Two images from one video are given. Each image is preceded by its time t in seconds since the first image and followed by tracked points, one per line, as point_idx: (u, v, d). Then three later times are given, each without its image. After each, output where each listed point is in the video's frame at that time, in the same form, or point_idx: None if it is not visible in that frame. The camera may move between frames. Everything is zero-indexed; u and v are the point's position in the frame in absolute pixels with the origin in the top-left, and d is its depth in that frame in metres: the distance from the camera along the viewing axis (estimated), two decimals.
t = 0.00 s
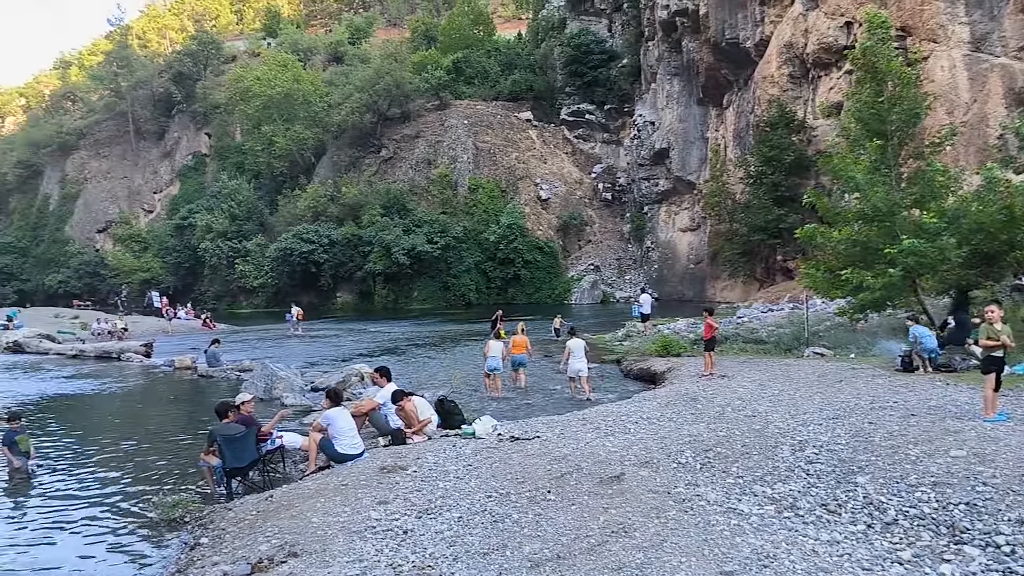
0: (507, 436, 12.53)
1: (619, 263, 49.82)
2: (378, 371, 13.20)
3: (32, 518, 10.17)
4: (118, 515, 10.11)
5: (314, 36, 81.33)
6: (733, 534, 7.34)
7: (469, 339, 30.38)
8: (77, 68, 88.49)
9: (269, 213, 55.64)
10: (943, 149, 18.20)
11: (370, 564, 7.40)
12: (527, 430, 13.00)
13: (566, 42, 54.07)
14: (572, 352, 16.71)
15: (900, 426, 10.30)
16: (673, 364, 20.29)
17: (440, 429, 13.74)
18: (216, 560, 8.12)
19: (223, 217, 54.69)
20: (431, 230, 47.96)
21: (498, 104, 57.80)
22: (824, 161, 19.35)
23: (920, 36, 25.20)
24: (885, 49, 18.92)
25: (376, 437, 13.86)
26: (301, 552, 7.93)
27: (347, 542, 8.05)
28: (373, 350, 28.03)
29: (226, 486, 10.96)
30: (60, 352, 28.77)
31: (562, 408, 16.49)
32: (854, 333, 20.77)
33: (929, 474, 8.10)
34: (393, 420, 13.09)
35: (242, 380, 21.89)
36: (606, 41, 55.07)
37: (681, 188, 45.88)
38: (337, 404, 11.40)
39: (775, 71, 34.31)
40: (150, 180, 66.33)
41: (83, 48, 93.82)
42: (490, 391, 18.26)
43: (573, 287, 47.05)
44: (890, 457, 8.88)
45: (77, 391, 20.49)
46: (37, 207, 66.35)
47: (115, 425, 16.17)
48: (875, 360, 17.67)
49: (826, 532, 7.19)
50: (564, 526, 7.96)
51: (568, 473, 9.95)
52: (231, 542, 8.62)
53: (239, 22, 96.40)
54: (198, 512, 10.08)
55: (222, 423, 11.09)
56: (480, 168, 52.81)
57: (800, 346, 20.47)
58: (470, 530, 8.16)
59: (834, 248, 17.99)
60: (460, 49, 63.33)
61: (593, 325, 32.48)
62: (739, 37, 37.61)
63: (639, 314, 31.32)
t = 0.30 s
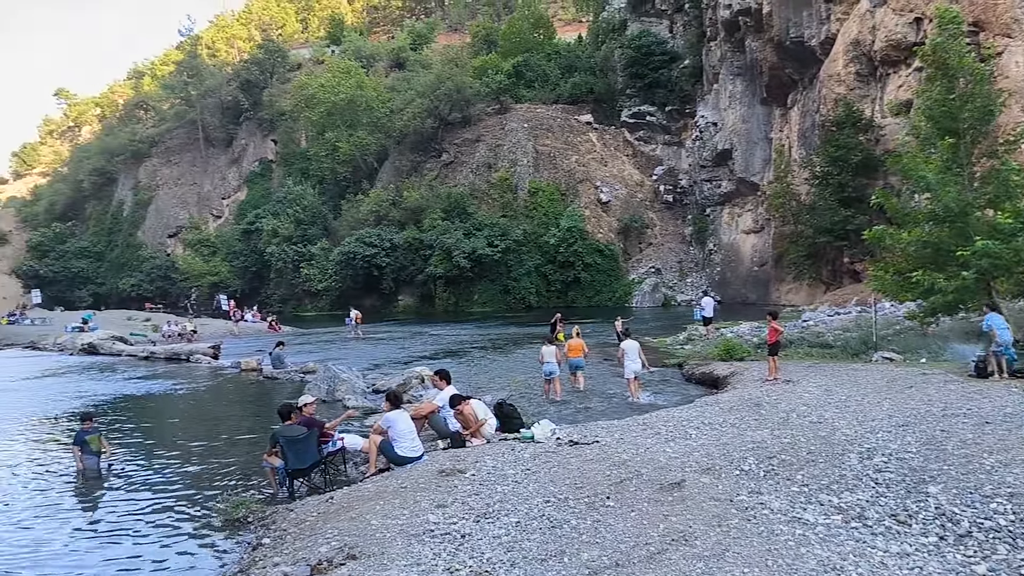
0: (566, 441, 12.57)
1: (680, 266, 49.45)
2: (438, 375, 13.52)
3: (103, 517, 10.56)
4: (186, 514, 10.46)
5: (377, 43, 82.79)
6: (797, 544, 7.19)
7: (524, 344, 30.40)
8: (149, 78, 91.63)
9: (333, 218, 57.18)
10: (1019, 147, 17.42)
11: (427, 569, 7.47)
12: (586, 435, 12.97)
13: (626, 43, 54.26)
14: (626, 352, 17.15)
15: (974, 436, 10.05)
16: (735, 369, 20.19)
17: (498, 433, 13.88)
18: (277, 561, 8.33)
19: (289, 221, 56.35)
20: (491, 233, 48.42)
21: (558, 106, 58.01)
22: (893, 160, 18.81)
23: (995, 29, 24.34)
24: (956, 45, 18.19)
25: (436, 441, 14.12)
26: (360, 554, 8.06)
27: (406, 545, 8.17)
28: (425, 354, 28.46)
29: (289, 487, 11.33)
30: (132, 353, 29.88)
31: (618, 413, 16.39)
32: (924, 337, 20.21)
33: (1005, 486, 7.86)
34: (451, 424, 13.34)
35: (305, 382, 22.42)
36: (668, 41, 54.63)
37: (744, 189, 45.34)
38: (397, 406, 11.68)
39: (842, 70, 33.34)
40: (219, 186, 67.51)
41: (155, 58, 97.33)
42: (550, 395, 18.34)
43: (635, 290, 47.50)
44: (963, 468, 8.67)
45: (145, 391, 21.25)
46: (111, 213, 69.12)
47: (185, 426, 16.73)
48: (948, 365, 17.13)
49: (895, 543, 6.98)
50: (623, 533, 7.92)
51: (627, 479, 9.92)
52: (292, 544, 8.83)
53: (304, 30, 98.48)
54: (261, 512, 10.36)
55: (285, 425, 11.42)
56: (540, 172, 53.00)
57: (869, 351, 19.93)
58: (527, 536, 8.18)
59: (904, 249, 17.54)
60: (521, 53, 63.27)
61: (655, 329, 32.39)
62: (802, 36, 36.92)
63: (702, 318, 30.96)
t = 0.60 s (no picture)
0: (621, 444, 12.38)
1: (746, 268, 48.30)
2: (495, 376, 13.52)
3: (163, 509, 10.88)
4: (241, 509, 10.69)
5: (442, 44, 83.70)
6: (857, 557, 6.89)
7: (584, 346, 30.13)
8: (222, 80, 94.88)
9: (397, 218, 58.17)
10: None
11: (477, 570, 7.40)
12: (643, 440, 12.72)
13: (693, 42, 53.55)
14: (682, 354, 17.09)
15: None
16: (800, 374, 19.52)
17: (554, 435, 13.77)
18: (329, 558, 8.41)
19: (354, 220, 57.58)
20: (554, 234, 48.29)
21: (623, 106, 57.30)
22: (970, 161, 17.85)
23: None
24: None
25: (492, 442, 14.10)
26: (410, 554, 8.07)
27: (456, 546, 8.13)
28: (483, 354, 28.56)
29: (345, 485, 11.45)
30: (201, 349, 31.04)
31: (679, 416, 16.02)
32: (1003, 346, 19.09)
33: None
34: (507, 425, 13.31)
35: (365, 379, 22.82)
36: (735, 41, 53.62)
37: (813, 191, 43.86)
38: (453, 406, 11.71)
39: (917, 69, 31.97)
40: (288, 185, 69.22)
41: (229, 61, 100.86)
42: (607, 396, 18.63)
43: (699, 292, 46.64)
44: None
45: (210, 386, 21.95)
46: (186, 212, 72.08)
47: (250, 420, 17.24)
48: None
49: (962, 560, 6.62)
50: (676, 540, 7.71)
51: (682, 486, 9.69)
52: (345, 541, 8.91)
53: (372, 32, 100.49)
54: (318, 509, 10.50)
55: (343, 423, 11.57)
56: (604, 173, 52.57)
57: (941, 358, 18.95)
58: (578, 541, 8.04)
59: (978, 255, 16.58)
60: (586, 53, 62.84)
61: (716, 332, 31.70)
62: (875, 34, 35.53)
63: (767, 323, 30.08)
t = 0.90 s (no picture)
0: (662, 448, 12.15)
1: (799, 270, 47.11)
2: (536, 375, 13.43)
3: (205, 501, 11.11)
4: (280, 503, 10.84)
5: (495, 42, 83.93)
6: (901, 571, 6.62)
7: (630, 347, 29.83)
8: (278, 77, 96.95)
9: (446, 215, 58.67)
10: None
11: (509, 571, 7.26)
12: (685, 444, 12.47)
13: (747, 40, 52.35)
14: (723, 355, 16.84)
15: None
16: (852, 380, 18.88)
17: (595, 437, 13.59)
18: (363, 555, 8.39)
19: (404, 217, 58.23)
20: (603, 233, 47.91)
21: (675, 105, 56.50)
22: None
23: None
24: None
25: (533, 441, 14.02)
26: (443, 554, 7.99)
27: (490, 547, 8.01)
28: (526, 352, 28.53)
29: (384, 481, 11.49)
30: (251, 342, 31.80)
31: (724, 421, 15.67)
32: None
33: None
34: (546, 425, 13.20)
35: (410, 375, 23.02)
36: (791, 39, 52.28)
37: (870, 192, 42.49)
38: (492, 405, 11.69)
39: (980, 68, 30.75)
40: (340, 181, 70.24)
41: (286, 59, 103.12)
42: (649, 398, 18.20)
43: (750, 293, 45.64)
44: None
45: (258, 379, 22.44)
46: (242, 207, 73.97)
47: (295, 413, 17.56)
48: None
49: None
50: (713, 548, 7.49)
51: (722, 492, 9.44)
52: (380, 538, 8.90)
53: (426, 30, 101.45)
54: (355, 505, 10.57)
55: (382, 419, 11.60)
56: (654, 172, 51.98)
57: (1001, 366, 18.10)
58: (613, 545, 7.82)
59: None
60: (638, 51, 62.19)
61: (765, 335, 31.00)
62: (938, 32, 34.29)
63: (819, 326, 29.24)
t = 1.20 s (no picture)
0: (679, 449, 12.10)
1: (821, 270, 46.60)
2: (553, 376, 13.44)
3: (224, 498, 11.25)
4: (298, 502, 10.94)
5: (516, 42, 83.99)
6: None
7: (649, 347, 29.71)
8: (301, 77, 97.77)
9: (467, 214, 58.84)
10: None
11: (522, 574, 7.23)
12: (703, 445, 12.40)
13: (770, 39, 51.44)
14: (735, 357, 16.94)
15: None
16: (874, 382, 18.63)
17: (612, 438, 13.56)
18: (377, 555, 8.40)
19: (425, 216, 58.45)
20: (623, 233, 47.66)
21: (697, 105, 56.16)
22: None
23: None
24: None
25: (550, 442, 14.03)
26: (456, 554, 7.98)
27: (503, 548, 7.98)
28: (545, 352, 28.53)
29: (400, 481, 11.52)
30: (272, 341, 32.16)
31: (745, 423, 15.54)
32: None
33: None
34: (563, 425, 13.19)
35: (428, 374, 23.11)
36: (815, 37, 51.40)
37: (894, 192, 41.91)
38: (509, 406, 11.69)
39: (1007, 67, 30.16)
40: (361, 180, 70.61)
41: (308, 59, 103.92)
42: (666, 398, 18.00)
43: (772, 293, 45.17)
44: None
45: (278, 377, 22.70)
46: (265, 205, 74.75)
47: (313, 412, 17.71)
48: None
49: None
50: (729, 552, 7.42)
51: (739, 495, 9.37)
52: (394, 538, 8.93)
53: (447, 30, 101.70)
54: (371, 504, 10.62)
55: (399, 418, 11.64)
56: (676, 171, 51.71)
57: None
58: (628, 548, 7.75)
59: None
60: (660, 50, 61.91)
61: (786, 336, 30.69)
62: (963, 31, 33.64)
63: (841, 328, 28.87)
